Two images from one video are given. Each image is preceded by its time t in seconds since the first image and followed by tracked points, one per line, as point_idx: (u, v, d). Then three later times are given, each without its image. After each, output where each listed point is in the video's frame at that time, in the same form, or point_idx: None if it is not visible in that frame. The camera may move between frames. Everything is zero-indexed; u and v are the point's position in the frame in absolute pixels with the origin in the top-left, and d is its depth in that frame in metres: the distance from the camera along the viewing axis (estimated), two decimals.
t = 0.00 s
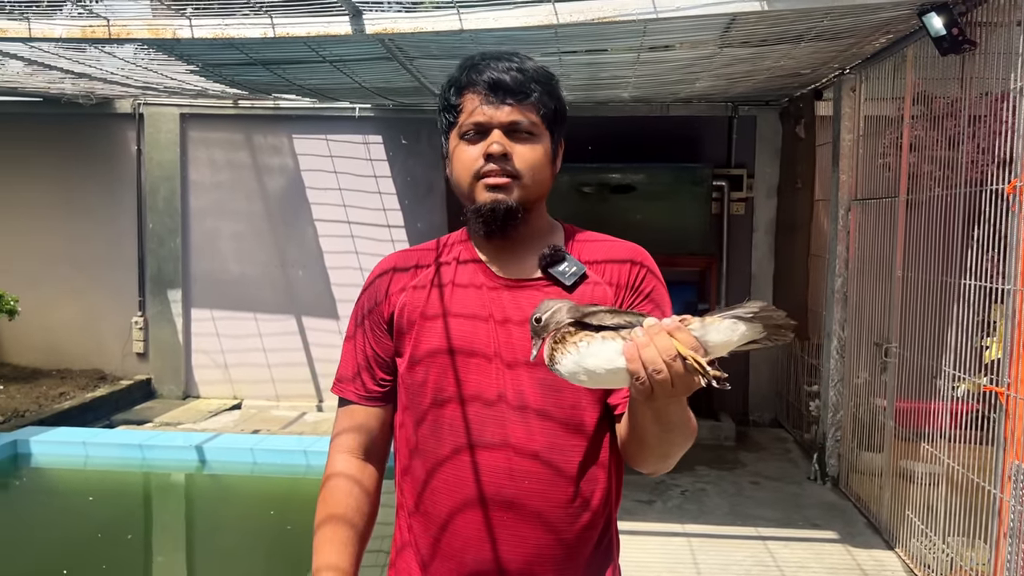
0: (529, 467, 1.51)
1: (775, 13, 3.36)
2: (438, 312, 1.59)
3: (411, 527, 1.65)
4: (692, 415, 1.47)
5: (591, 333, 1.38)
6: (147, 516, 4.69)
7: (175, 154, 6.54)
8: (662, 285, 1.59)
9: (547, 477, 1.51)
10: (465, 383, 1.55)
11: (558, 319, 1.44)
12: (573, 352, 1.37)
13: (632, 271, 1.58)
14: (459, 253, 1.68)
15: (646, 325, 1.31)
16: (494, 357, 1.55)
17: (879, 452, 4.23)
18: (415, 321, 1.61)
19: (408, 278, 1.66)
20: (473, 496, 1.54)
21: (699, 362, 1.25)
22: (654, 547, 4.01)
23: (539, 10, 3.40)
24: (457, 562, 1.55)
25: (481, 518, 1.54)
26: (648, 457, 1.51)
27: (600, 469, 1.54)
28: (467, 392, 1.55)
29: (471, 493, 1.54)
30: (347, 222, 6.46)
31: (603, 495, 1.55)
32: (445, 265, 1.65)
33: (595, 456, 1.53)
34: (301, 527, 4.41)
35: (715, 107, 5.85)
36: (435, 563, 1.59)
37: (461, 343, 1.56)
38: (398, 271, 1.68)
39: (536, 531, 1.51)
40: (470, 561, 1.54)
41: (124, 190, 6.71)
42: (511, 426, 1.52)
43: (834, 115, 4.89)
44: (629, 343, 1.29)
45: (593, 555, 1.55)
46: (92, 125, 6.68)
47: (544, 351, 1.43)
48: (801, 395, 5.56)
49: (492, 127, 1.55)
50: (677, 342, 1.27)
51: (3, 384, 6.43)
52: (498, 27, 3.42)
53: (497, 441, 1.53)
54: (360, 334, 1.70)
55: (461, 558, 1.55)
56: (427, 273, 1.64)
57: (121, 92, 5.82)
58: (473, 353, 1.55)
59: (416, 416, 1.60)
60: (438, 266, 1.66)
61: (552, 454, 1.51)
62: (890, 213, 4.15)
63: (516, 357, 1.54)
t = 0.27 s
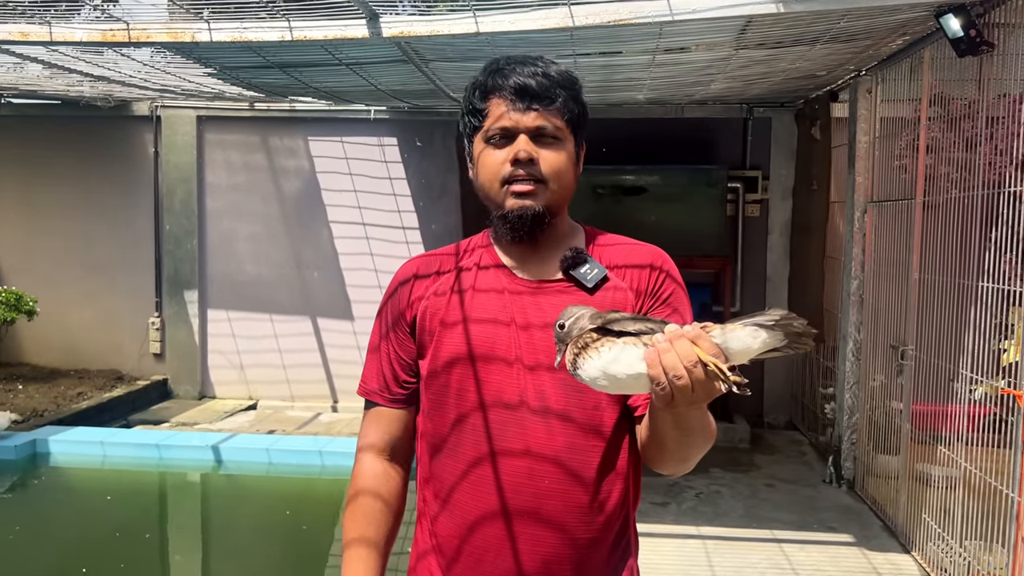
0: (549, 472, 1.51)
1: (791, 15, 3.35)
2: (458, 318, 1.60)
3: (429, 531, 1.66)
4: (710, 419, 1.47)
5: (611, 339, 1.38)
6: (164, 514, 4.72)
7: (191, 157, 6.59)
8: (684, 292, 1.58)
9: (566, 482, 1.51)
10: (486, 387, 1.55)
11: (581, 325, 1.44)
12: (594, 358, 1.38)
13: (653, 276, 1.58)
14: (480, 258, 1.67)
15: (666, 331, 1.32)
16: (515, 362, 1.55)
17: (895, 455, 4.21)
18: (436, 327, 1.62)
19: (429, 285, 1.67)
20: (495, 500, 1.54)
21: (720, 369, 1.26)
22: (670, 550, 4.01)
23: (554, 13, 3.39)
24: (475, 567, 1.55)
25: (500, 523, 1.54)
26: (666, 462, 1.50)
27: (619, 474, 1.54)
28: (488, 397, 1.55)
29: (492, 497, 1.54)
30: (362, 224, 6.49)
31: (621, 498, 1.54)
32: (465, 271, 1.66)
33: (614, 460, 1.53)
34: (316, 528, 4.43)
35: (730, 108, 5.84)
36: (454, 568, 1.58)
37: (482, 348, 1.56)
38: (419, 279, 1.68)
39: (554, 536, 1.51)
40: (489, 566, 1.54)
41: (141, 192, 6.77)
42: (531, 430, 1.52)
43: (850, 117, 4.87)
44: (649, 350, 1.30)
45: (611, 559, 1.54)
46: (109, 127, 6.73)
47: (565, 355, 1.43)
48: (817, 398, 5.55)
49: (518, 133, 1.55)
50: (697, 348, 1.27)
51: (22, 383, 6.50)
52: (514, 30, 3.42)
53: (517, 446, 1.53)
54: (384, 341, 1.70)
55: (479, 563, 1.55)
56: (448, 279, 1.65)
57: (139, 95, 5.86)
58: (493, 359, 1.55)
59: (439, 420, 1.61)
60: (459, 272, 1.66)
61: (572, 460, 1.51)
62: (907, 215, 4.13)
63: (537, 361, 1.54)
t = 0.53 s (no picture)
0: (558, 473, 1.51)
1: (800, 15, 3.34)
2: (467, 320, 1.59)
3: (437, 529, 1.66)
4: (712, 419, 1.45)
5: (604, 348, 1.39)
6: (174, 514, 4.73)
7: (201, 158, 6.61)
8: (693, 296, 1.57)
9: (576, 483, 1.51)
10: (494, 388, 1.55)
11: (575, 332, 1.44)
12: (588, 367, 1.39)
13: (661, 279, 1.57)
14: (488, 259, 1.66)
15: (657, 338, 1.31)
16: (524, 363, 1.55)
17: (906, 457, 4.19)
18: (445, 328, 1.61)
19: (437, 285, 1.66)
20: (505, 500, 1.54)
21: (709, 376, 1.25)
22: (678, 551, 4.00)
23: (562, 14, 3.39)
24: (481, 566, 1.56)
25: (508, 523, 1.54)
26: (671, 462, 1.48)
27: (629, 474, 1.53)
28: (497, 398, 1.55)
29: (502, 497, 1.54)
30: (370, 225, 6.50)
31: (630, 499, 1.54)
32: (474, 272, 1.65)
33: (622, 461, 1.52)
34: (325, 529, 4.43)
35: (739, 109, 5.84)
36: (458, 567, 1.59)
37: (492, 349, 1.56)
38: (427, 280, 1.67)
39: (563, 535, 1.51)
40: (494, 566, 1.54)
41: (150, 193, 6.80)
42: (540, 431, 1.52)
43: (859, 117, 4.86)
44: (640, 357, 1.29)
45: (620, 560, 1.54)
46: (119, 129, 6.77)
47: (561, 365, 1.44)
48: (826, 399, 5.53)
49: (532, 137, 1.53)
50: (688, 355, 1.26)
51: (32, 384, 6.53)
52: (522, 30, 3.42)
53: (526, 447, 1.52)
54: (394, 342, 1.70)
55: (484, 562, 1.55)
56: (456, 280, 1.64)
57: (148, 97, 5.89)
58: (503, 361, 1.55)
59: (448, 421, 1.61)
60: (468, 272, 1.65)
61: (581, 459, 1.50)
62: (917, 216, 4.11)
63: (545, 362, 1.54)
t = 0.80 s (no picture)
0: (559, 474, 1.51)
1: (804, 14, 3.33)
2: (467, 324, 1.59)
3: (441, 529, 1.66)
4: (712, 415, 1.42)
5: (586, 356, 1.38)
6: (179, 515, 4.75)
7: (205, 161, 6.63)
8: (693, 293, 1.57)
9: (578, 482, 1.50)
10: (495, 390, 1.55)
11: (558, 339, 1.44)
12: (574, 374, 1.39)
13: (659, 277, 1.58)
14: (488, 263, 1.67)
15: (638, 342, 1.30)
16: (523, 366, 1.55)
17: (911, 458, 4.18)
18: (444, 332, 1.61)
19: (437, 290, 1.66)
20: (507, 500, 1.54)
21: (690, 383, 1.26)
22: (684, 552, 3.99)
23: (566, 15, 3.39)
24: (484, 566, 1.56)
25: (511, 522, 1.54)
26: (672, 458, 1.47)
27: (631, 472, 1.52)
28: (497, 400, 1.55)
29: (504, 498, 1.54)
30: (375, 227, 6.51)
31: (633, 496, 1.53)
32: (473, 275, 1.65)
33: (625, 458, 1.52)
34: (330, 530, 4.43)
35: (743, 109, 5.84)
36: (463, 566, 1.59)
37: (492, 352, 1.56)
38: (427, 285, 1.68)
39: (565, 534, 1.51)
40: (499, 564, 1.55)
41: (155, 195, 6.81)
42: (540, 432, 1.52)
43: (864, 117, 4.85)
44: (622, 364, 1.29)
45: (623, 558, 1.53)
46: (123, 132, 6.79)
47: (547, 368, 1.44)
48: (832, 400, 5.52)
49: (539, 143, 1.53)
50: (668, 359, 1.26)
51: (38, 386, 6.55)
52: (526, 31, 3.42)
53: (528, 448, 1.52)
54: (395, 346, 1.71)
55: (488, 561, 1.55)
56: (455, 284, 1.64)
57: (153, 99, 5.91)
58: (503, 363, 1.55)
59: (450, 424, 1.61)
60: (467, 275, 1.65)
61: (583, 458, 1.50)
62: (922, 216, 4.10)
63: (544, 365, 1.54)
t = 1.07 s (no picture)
0: (555, 472, 1.51)
1: (806, 14, 3.33)
2: (463, 322, 1.60)
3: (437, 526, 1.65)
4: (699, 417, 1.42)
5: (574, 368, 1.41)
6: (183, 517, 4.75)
7: (207, 163, 6.63)
8: (687, 287, 1.56)
9: (578, 478, 1.51)
10: (490, 387, 1.56)
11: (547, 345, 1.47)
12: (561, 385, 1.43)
13: (654, 271, 1.58)
14: (483, 261, 1.68)
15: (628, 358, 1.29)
16: (518, 364, 1.56)
17: (915, 457, 4.18)
18: (440, 331, 1.62)
19: (433, 288, 1.67)
20: (505, 498, 1.55)
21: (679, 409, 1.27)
22: (687, 553, 3.99)
23: (567, 16, 3.39)
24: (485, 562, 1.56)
25: (511, 518, 1.54)
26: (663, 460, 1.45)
27: (631, 468, 1.53)
28: (492, 397, 1.56)
29: (500, 496, 1.55)
30: (376, 228, 6.52)
31: (633, 493, 1.54)
32: (469, 275, 1.66)
33: (622, 454, 1.52)
34: (333, 532, 4.44)
35: (744, 109, 5.84)
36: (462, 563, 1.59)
37: (487, 349, 1.57)
38: (422, 284, 1.68)
39: (565, 529, 1.52)
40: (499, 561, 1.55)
41: (157, 198, 6.82)
42: (537, 430, 1.53)
43: (865, 117, 4.84)
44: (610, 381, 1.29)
45: (622, 555, 1.54)
46: (125, 134, 6.79)
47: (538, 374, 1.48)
48: (834, 399, 5.51)
49: (534, 146, 1.54)
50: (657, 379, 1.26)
51: (41, 389, 6.56)
52: (526, 32, 3.42)
53: (524, 445, 1.53)
54: (390, 344, 1.71)
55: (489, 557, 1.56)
56: (451, 283, 1.65)
57: (154, 102, 5.91)
58: (500, 361, 1.56)
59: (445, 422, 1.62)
60: (462, 274, 1.67)
61: (581, 454, 1.51)
62: (924, 215, 4.10)
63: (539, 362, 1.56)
